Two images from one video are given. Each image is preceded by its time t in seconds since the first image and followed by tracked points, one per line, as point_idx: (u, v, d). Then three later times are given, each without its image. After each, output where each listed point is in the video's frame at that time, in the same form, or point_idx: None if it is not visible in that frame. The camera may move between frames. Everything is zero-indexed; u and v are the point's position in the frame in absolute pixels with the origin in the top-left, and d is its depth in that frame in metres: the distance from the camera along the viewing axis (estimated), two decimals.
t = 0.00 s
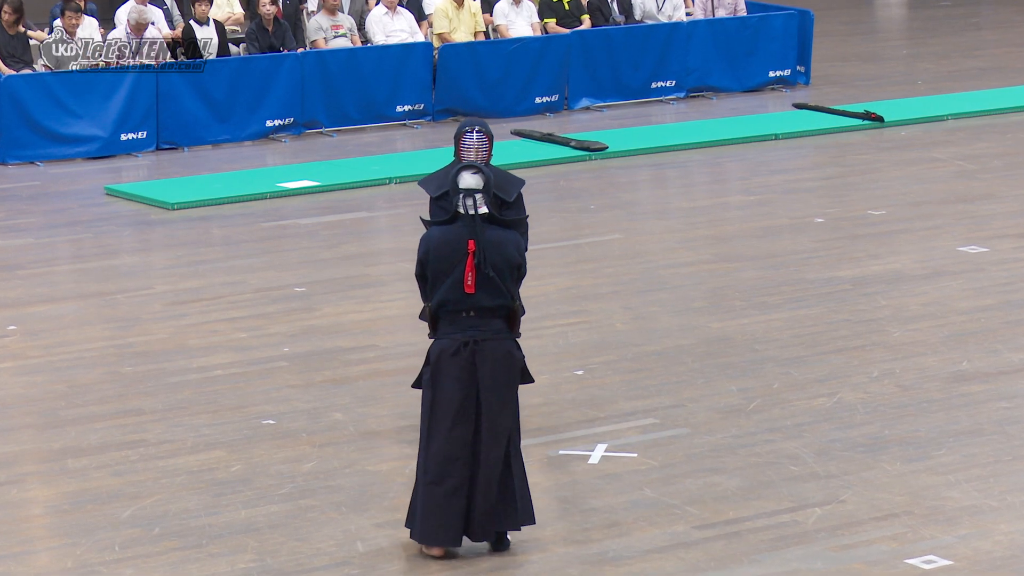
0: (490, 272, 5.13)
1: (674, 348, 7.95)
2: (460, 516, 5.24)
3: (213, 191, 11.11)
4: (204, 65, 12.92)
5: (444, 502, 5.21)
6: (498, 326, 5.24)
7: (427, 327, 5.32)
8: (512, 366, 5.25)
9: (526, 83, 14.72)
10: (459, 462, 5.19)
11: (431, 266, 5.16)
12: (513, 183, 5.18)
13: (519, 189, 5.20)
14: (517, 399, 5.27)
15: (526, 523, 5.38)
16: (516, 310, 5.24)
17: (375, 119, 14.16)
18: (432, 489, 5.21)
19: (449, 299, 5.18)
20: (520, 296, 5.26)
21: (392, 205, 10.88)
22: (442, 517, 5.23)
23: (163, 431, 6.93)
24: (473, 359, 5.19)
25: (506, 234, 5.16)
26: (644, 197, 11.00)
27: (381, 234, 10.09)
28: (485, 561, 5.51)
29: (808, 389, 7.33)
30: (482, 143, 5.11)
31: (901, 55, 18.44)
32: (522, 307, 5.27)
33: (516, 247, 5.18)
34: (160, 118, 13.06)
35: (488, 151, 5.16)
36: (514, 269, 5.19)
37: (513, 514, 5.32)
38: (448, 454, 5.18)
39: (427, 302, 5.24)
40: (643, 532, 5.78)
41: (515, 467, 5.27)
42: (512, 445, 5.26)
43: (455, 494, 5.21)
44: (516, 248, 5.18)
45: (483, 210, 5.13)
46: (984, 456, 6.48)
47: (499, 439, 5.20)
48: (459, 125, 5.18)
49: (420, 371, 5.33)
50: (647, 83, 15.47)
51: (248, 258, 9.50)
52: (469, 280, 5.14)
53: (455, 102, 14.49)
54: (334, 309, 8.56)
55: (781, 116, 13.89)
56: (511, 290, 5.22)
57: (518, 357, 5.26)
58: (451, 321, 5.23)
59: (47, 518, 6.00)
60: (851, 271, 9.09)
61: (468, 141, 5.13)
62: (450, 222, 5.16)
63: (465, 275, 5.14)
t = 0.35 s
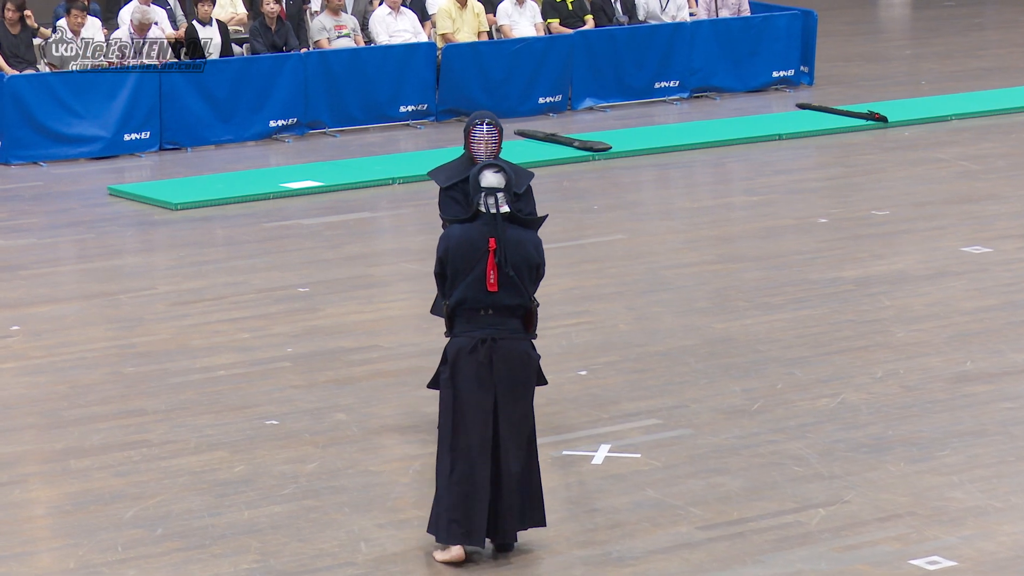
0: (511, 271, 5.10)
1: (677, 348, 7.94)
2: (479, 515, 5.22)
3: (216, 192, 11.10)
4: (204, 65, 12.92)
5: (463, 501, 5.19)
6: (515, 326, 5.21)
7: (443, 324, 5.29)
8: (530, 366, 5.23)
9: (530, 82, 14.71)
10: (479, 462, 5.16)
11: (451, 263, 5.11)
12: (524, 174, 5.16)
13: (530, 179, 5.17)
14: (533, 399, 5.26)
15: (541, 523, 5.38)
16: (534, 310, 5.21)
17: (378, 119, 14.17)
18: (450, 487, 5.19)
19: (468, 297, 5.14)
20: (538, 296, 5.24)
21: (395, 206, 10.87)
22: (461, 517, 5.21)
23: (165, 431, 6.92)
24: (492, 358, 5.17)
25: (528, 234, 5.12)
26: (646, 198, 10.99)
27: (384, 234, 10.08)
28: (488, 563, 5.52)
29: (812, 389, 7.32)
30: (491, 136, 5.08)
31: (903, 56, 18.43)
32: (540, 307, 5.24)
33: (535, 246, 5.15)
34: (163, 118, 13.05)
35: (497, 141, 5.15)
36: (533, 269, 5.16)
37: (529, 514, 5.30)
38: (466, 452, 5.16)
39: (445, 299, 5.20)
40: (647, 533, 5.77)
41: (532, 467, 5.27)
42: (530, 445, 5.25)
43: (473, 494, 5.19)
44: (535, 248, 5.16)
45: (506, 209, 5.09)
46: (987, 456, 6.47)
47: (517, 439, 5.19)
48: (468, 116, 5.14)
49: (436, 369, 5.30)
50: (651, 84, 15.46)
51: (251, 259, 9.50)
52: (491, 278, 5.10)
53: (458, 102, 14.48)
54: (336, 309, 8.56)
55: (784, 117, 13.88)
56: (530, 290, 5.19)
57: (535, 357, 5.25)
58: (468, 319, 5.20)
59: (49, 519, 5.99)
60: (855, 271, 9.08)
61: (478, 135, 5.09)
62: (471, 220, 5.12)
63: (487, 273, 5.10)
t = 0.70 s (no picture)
0: (510, 282, 5.09)
1: (679, 348, 7.97)
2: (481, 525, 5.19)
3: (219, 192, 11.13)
4: (206, 66, 12.91)
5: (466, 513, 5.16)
6: (515, 337, 5.22)
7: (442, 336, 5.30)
8: (529, 377, 5.23)
9: (533, 84, 14.73)
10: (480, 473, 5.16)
11: (450, 275, 5.12)
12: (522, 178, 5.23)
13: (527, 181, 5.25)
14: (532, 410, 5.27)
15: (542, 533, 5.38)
16: (533, 321, 5.22)
17: (381, 119, 14.20)
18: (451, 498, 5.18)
19: (467, 309, 5.14)
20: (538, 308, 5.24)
21: (398, 206, 10.89)
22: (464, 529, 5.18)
23: (169, 431, 6.94)
24: (492, 369, 5.17)
25: (526, 245, 5.11)
26: (648, 198, 11.02)
27: (387, 234, 10.10)
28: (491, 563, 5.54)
29: (814, 390, 7.35)
30: (488, 138, 5.15)
31: (905, 56, 18.45)
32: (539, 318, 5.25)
33: (535, 258, 5.14)
34: (167, 118, 13.08)
35: (494, 144, 5.22)
36: (533, 281, 5.16)
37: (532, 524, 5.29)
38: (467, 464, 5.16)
39: (444, 312, 5.20)
40: (649, 532, 5.79)
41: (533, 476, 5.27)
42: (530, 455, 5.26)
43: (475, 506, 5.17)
44: (534, 260, 5.13)
45: (504, 220, 5.07)
46: (988, 456, 6.50)
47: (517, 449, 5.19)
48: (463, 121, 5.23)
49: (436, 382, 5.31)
50: (653, 84, 15.49)
51: (254, 259, 9.52)
52: (490, 289, 5.10)
53: (461, 103, 14.49)
54: (339, 309, 8.58)
55: (786, 118, 13.90)
56: (530, 301, 5.19)
57: (534, 369, 5.25)
58: (468, 331, 5.20)
59: (53, 518, 6.02)
60: (857, 271, 9.11)
61: (473, 138, 5.17)
62: (470, 231, 5.13)
63: (486, 284, 5.10)
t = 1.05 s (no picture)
0: (499, 290, 5.08)
1: (677, 347, 8.09)
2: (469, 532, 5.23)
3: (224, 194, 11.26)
4: (211, 68, 13.05)
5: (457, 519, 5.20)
6: (503, 344, 5.22)
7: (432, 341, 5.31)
8: (518, 383, 5.24)
9: (533, 87, 14.87)
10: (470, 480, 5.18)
11: (439, 281, 5.11)
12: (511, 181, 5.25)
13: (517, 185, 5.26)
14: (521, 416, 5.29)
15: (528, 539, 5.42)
16: (522, 328, 5.21)
17: (384, 122, 14.34)
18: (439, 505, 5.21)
19: (456, 316, 5.14)
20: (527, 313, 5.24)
21: (400, 207, 11.02)
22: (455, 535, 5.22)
23: (175, 428, 7.07)
24: (480, 376, 5.19)
25: (517, 253, 5.08)
26: (647, 199, 11.15)
27: (388, 235, 10.23)
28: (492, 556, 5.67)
29: (809, 388, 7.47)
30: (479, 142, 5.17)
31: (901, 59, 18.59)
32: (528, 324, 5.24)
33: (525, 266, 5.11)
34: (173, 121, 13.21)
35: (484, 149, 5.23)
36: (522, 288, 5.14)
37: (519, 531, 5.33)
38: (457, 470, 5.18)
39: (434, 317, 5.20)
40: (647, 528, 5.92)
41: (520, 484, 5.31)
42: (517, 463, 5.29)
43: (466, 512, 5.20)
44: (524, 267, 5.11)
45: (494, 228, 5.06)
46: (981, 453, 6.62)
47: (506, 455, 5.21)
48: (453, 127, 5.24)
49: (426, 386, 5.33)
50: (651, 87, 15.63)
51: (258, 259, 9.65)
52: (478, 297, 5.09)
53: (463, 106, 14.62)
54: (342, 309, 8.71)
55: (784, 120, 14.03)
56: (519, 308, 5.18)
57: (523, 375, 5.26)
58: (456, 337, 5.20)
59: (62, 514, 6.15)
60: (852, 271, 9.24)
61: (464, 143, 5.18)
62: (461, 238, 5.12)
63: (474, 292, 5.09)
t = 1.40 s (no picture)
0: (502, 285, 5.11)
1: (677, 347, 8.12)
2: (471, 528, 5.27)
3: (225, 194, 11.28)
4: (212, 68, 13.07)
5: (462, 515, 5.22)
6: (506, 339, 5.25)
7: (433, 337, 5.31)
8: (521, 378, 5.28)
9: (533, 88, 14.89)
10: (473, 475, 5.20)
11: (442, 276, 5.12)
12: (513, 180, 5.25)
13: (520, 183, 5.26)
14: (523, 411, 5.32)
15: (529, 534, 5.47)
16: (524, 323, 5.25)
17: (384, 122, 14.37)
18: (443, 500, 5.22)
19: (459, 311, 5.16)
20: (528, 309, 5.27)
21: (400, 206, 11.05)
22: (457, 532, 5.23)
23: (177, 428, 7.09)
24: (484, 371, 5.20)
25: (520, 248, 5.13)
26: (647, 198, 11.18)
27: (389, 235, 10.25)
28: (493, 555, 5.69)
29: (808, 388, 7.50)
30: (482, 143, 5.14)
31: (900, 58, 18.62)
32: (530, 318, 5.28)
33: (528, 262, 5.16)
34: (174, 121, 13.23)
35: (486, 148, 5.21)
36: (524, 283, 5.18)
37: (520, 527, 5.37)
38: (461, 465, 5.20)
39: (436, 312, 5.20)
40: (646, 527, 5.95)
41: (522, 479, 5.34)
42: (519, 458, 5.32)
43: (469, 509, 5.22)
44: (527, 262, 5.16)
45: (495, 223, 5.10)
46: (979, 452, 6.65)
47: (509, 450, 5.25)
48: (456, 126, 5.22)
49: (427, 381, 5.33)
50: (651, 88, 15.65)
51: (259, 259, 9.67)
52: (482, 292, 5.12)
53: (463, 106, 14.64)
54: (343, 309, 8.74)
55: (782, 120, 14.05)
56: (520, 303, 5.22)
57: (525, 370, 5.29)
58: (459, 332, 5.22)
59: (64, 513, 6.17)
60: (851, 271, 9.27)
61: (467, 144, 5.15)
62: (463, 234, 5.14)
63: (478, 287, 5.11)
